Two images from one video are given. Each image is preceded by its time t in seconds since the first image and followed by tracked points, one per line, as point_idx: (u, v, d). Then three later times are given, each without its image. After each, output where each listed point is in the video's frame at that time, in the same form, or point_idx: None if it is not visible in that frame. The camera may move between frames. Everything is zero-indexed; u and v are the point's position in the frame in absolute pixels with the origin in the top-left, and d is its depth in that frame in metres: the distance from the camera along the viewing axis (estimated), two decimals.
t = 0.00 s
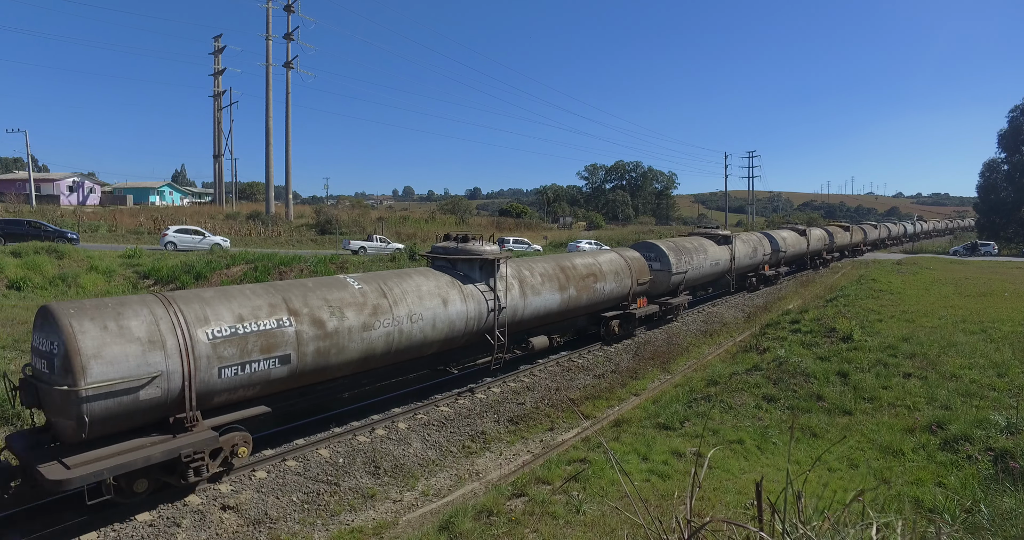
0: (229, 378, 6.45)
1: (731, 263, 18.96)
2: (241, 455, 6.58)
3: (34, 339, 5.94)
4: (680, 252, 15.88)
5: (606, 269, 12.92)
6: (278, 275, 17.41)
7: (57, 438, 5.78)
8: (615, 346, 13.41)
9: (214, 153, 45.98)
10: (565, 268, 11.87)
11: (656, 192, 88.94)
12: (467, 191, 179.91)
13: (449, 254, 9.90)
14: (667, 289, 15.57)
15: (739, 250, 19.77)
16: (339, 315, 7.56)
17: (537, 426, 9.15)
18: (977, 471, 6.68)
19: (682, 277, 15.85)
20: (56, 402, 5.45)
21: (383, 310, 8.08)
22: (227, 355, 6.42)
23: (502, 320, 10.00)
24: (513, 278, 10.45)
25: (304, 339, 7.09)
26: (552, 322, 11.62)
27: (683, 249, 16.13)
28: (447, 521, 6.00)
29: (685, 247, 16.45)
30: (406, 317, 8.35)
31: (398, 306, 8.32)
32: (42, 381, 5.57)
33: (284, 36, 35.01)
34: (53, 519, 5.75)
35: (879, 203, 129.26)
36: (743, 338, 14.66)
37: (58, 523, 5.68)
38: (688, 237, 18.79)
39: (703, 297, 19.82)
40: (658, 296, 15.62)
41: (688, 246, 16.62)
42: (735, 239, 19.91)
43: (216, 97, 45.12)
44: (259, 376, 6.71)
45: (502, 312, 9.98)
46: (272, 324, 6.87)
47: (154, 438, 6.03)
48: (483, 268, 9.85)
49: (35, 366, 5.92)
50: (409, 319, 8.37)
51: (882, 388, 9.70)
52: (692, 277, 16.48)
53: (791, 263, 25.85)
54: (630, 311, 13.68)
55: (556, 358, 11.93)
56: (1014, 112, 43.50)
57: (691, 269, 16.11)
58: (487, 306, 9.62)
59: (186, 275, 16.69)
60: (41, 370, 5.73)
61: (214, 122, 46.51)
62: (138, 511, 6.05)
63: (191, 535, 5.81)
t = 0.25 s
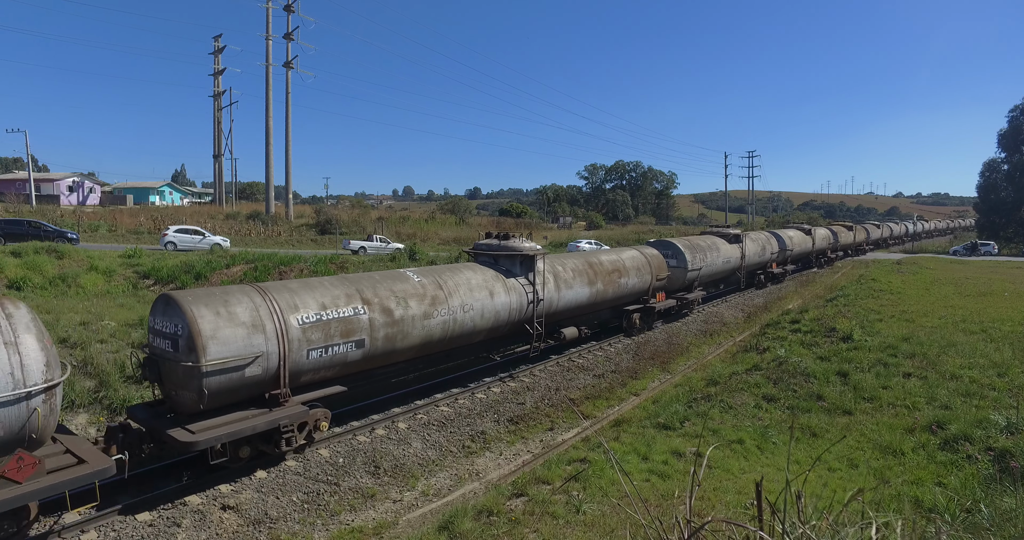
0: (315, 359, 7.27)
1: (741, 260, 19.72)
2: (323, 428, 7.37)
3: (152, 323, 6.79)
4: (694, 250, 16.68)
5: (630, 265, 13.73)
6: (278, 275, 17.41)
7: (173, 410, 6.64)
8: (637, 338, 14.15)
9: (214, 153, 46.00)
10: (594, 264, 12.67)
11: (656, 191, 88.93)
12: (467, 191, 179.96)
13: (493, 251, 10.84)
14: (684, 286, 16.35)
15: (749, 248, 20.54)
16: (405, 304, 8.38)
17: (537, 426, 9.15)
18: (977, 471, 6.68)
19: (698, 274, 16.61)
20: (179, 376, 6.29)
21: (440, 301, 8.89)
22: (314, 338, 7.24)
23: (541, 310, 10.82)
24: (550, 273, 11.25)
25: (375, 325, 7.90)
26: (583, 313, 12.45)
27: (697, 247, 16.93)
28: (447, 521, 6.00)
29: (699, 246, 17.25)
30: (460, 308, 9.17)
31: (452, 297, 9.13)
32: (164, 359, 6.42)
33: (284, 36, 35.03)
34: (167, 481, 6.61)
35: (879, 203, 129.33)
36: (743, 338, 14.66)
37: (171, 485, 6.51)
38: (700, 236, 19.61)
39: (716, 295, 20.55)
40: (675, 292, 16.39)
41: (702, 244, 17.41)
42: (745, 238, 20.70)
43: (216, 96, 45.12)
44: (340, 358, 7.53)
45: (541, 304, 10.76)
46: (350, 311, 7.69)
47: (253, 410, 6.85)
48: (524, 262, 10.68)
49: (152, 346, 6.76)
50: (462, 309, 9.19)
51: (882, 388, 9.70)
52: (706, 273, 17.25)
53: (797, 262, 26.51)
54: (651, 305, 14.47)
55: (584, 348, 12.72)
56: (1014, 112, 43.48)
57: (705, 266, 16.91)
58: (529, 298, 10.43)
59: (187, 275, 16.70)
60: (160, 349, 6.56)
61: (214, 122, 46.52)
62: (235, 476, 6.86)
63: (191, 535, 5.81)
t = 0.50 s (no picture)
0: (385, 343, 8.21)
1: (751, 258, 20.51)
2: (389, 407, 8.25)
3: (242, 310, 7.70)
4: (708, 248, 17.54)
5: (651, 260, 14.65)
6: (278, 275, 17.41)
7: (263, 387, 7.53)
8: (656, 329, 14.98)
9: (214, 153, 46.01)
10: (619, 260, 13.57)
11: (656, 191, 88.93)
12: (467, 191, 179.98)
13: (530, 248, 11.72)
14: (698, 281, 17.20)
15: (758, 247, 21.37)
16: (456, 296, 9.33)
17: (537, 426, 9.16)
18: (977, 471, 6.68)
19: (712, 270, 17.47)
20: (273, 356, 7.21)
21: (487, 293, 9.84)
22: (383, 325, 8.19)
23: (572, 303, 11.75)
24: (580, 269, 12.18)
25: (434, 315, 8.86)
26: (609, 306, 13.38)
27: (710, 245, 17.78)
28: (447, 521, 5.99)
29: (712, 244, 18.10)
30: (503, 300, 10.11)
31: (496, 291, 10.08)
32: (257, 341, 7.32)
33: (284, 36, 35.05)
34: (255, 451, 7.47)
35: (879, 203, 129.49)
36: (743, 338, 14.67)
37: (257, 456, 7.32)
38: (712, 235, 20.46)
39: (727, 291, 21.38)
40: (691, 287, 17.25)
41: (714, 243, 18.24)
42: (754, 237, 21.51)
43: (216, 96, 45.12)
44: (404, 343, 8.48)
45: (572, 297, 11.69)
46: (411, 302, 8.65)
47: (331, 390, 7.73)
48: (558, 259, 11.61)
49: (242, 330, 7.66)
50: (505, 301, 10.13)
51: (882, 388, 9.70)
52: (719, 270, 18.10)
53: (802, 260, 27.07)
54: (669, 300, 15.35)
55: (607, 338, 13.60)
56: (1014, 112, 43.50)
57: (718, 263, 17.77)
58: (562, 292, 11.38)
59: (187, 275, 16.70)
60: (253, 333, 7.45)
61: (214, 122, 46.53)
62: (314, 448, 7.72)
63: (190, 535, 5.81)
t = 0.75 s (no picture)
0: (442, 331, 9.10)
1: (759, 257, 21.37)
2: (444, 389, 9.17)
3: (317, 302, 8.60)
4: (719, 247, 18.43)
5: (667, 257, 15.59)
6: (278, 275, 17.41)
7: (335, 370, 8.40)
8: (672, 322, 15.98)
9: (214, 153, 46.01)
10: (639, 258, 14.56)
11: (656, 191, 88.90)
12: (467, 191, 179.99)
13: (561, 246, 12.64)
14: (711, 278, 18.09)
15: (767, 245, 22.26)
16: (500, 290, 10.22)
17: (537, 426, 9.16)
18: (977, 471, 6.68)
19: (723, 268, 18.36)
20: (348, 342, 8.07)
21: (527, 287, 10.76)
22: (441, 314, 9.08)
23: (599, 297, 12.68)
24: (606, 266, 13.13)
25: (482, 306, 9.76)
26: (630, 301, 14.36)
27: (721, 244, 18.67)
28: (447, 521, 6.00)
29: (724, 243, 19.00)
30: (541, 293, 11.01)
31: (535, 285, 10.98)
32: (333, 328, 8.18)
33: (284, 36, 35.04)
34: (328, 428, 8.30)
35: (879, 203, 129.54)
36: (743, 338, 14.67)
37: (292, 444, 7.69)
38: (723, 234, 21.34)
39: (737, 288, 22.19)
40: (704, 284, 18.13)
41: (724, 241, 19.14)
42: (763, 236, 22.34)
43: (216, 96, 45.11)
44: (458, 331, 9.36)
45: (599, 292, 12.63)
46: (462, 294, 9.53)
47: (396, 373, 8.60)
48: (587, 256, 12.55)
49: (317, 319, 8.54)
50: (542, 294, 11.01)
51: (882, 388, 9.70)
52: (729, 268, 19.00)
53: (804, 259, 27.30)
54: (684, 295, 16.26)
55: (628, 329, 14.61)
56: (1014, 112, 43.50)
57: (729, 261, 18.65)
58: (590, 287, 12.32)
59: (187, 275, 16.70)
60: (328, 320, 8.33)
61: (214, 122, 46.53)
62: (380, 426, 8.58)
63: (191, 535, 5.81)
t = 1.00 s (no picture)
0: (488, 321, 9.85)
1: (768, 255, 22.03)
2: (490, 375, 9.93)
3: (377, 292, 9.37)
4: (731, 245, 19.17)
5: (686, 255, 16.31)
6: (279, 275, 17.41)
7: (394, 355, 9.20)
8: (690, 316, 16.67)
9: (214, 153, 46.01)
10: (659, 254, 15.34)
11: (656, 191, 88.89)
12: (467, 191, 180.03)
13: (589, 243, 13.40)
14: (723, 274, 18.83)
15: (775, 244, 22.94)
16: (539, 283, 10.97)
17: (537, 425, 9.16)
18: (977, 471, 6.68)
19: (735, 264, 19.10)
20: (408, 329, 8.85)
21: (562, 281, 11.49)
22: (488, 305, 9.83)
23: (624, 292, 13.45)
24: (631, 261, 13.88)
25: (523, 297, 10.50)
26: (652, 295, 15.14)
27: (733, 242, 19.42)
28: (447, 521, 5.99)
29: (735, 242, 19.75)
30: (573, 287, 11.73)
31: (568, 278, 11.69)
32: (394, 316, 8.95)
33: (284, 36, 35.04)
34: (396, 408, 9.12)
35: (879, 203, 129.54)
36: (743, 338, 14.67)
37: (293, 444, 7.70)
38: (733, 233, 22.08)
39: (747, 285, 22.88)
40: (717, 280, 18.88)
41: (735, 240, 19.84)
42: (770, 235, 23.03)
43: (216, 96, 45.10)
44: (502, 321, 10.12)
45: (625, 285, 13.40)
46: (506, 287, 10.29)
47: (450, 358, 9.37)
48: (613, 252, 13.30)
49: (378, 309, 9.30)
50: (575, 288, 11.75)
51: (882, 388, 9.69)
52: (741, 265, 19.74)
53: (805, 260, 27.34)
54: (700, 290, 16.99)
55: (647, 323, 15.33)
56: (1014, 112, 43.50)
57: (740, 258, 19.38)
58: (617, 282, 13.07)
59: (187, 275, 16.70)
60: (389, 310, 9.08)
61: (214, 122, 46.54)
62: (436, 406, 9.44)
63: (191, 534, 5.81)
